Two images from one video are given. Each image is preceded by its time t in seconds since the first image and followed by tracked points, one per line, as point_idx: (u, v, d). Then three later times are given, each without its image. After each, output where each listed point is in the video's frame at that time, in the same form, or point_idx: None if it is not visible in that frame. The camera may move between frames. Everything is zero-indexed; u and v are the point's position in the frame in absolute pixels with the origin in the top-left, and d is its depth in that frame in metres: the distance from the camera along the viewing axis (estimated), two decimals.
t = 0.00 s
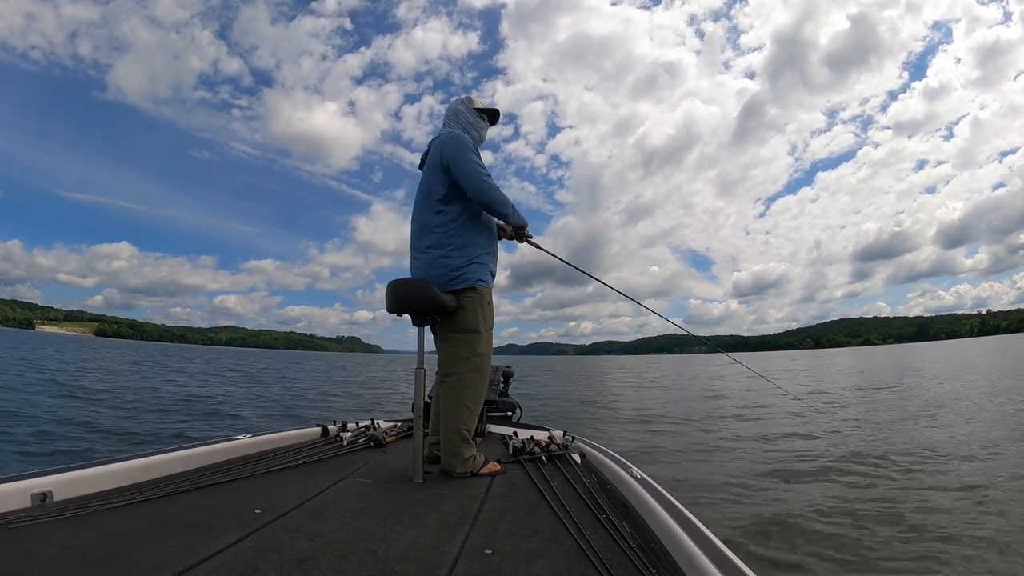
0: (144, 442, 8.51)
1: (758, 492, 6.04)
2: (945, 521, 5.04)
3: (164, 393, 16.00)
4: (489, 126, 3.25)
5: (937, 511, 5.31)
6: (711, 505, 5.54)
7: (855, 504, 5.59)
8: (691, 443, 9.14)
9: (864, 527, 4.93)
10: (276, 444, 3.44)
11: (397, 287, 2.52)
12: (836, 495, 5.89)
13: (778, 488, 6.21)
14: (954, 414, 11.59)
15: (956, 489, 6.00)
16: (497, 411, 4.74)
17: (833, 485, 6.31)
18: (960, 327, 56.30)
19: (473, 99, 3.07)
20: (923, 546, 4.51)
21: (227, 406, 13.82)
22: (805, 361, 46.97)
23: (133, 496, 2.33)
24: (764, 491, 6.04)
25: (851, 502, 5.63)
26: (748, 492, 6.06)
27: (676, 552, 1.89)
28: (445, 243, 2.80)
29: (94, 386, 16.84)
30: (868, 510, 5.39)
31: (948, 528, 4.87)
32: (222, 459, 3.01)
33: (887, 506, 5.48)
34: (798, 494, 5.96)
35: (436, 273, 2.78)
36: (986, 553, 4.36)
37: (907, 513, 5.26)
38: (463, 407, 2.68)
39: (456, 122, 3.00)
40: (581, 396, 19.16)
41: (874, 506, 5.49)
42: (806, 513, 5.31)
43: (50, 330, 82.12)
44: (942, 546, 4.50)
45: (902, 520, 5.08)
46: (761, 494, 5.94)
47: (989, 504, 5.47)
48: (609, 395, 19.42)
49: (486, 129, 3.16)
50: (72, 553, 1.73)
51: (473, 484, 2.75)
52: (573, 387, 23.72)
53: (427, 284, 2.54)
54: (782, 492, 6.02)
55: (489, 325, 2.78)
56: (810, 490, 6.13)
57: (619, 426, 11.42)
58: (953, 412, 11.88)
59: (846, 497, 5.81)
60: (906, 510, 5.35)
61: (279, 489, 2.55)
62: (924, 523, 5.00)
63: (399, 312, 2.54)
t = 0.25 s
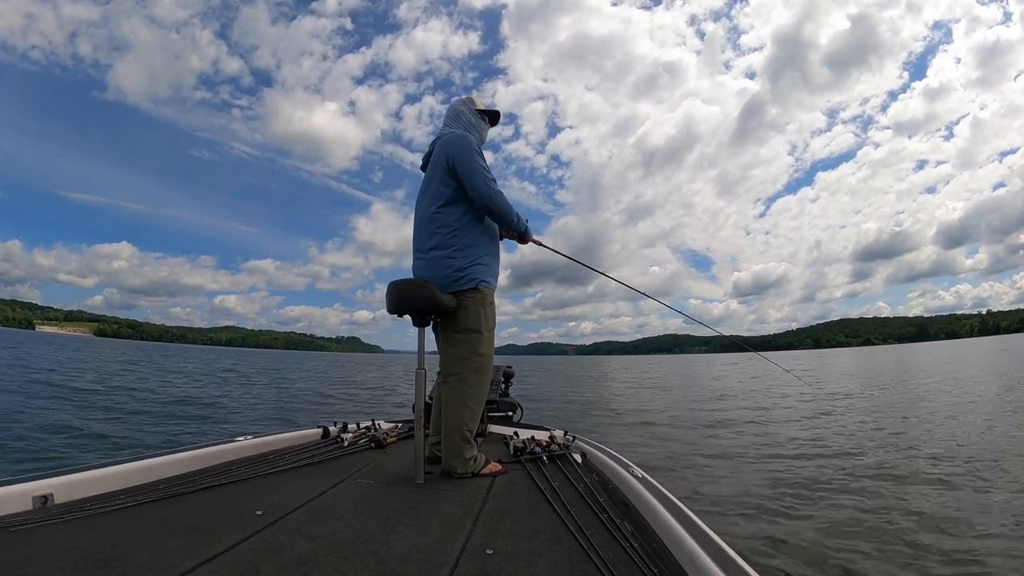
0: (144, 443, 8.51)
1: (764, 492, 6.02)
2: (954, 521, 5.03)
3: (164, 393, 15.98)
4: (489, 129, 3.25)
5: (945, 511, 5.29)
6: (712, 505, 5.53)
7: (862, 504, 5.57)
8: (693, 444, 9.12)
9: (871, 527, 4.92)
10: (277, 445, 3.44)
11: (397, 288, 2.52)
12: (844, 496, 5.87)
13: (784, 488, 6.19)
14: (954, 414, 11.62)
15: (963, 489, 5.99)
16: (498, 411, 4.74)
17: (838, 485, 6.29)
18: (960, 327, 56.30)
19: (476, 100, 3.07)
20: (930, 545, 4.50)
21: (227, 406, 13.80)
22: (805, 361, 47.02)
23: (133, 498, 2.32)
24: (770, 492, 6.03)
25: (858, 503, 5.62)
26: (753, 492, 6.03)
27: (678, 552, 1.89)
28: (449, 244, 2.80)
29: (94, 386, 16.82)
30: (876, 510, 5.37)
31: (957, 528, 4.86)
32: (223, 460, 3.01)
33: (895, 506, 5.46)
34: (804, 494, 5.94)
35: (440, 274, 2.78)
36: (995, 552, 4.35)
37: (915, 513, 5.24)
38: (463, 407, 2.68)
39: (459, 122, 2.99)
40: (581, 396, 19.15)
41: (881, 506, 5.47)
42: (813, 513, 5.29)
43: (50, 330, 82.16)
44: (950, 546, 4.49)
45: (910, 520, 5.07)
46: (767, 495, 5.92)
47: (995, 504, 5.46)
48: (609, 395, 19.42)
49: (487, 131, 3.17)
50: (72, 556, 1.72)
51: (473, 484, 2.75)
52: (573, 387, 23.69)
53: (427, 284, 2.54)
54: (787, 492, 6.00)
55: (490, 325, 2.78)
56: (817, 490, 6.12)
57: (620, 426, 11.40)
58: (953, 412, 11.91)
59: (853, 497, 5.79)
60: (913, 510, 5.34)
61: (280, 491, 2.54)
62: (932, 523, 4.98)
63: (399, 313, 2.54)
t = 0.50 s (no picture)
0: (144, 443, 8.51)
1: (769, 493, 6.01)
2: (962, 521, 5.02)
3: (163, 393, 15.96)
4: (489, 131, 3.27)
5: (952, 511, 5.29)
6: (714, 505, 5.52)
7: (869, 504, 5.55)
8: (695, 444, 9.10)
9: (877, 527, 4.91)
10: (277, 446, 3.43)
11: (397, 288, 2.52)
12: (851, 496, 5.85)
13: (790, 488, 6.17)
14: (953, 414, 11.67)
15: (967, 489, 6.00)
16: (498, 411, 4.74)
17: (844, 485, 6.28)
18: (960, 327, 56.35)
19: (477, 103, 3.08)
20: (938, 546, 4.50)
21: (227, 406, 13.79)
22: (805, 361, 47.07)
23: (133, 498, 2.32)
24: (777, 492, 6.01)
25: (864, 503, 5.60)
26: (759, 492, 6.01)
27: (678, 552, 1.88)
28: (451, 244, 2.79)
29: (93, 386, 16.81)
30: (883, 510, 5.36)
31: (965, 527, 4.86)
32: (223, 461, 3.01)
33: (902, 506, 5.45)
34: (811, 495, 5.91)
35: (443, 274, 2.77)
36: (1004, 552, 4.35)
37: (923, 513, 5.23)
38: (464, 407, 2.68)
39: (461, 124, 2.99)
40: (581, 396, 19.17)
41: (887, 507, 5.46)
42: (819, 514, 5.28)
43: (50, 330, 82.10)
44: (957, 546, 4.48)
45: (918, 520, 5.06)
46: (772, 495, 5.90)
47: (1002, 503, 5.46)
48: (609, 395, 19.43)
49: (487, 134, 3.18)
50: (73, 556, 1.72)
51: (474, 484, 2.75)
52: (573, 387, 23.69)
53: (427, 284, 2.54)
54: (793, 493, 5.98)
55: (491, 326, 2.78)
56: (823, 490, 6.10)
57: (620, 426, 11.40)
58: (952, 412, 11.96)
59: (860, 497, 5.78)
60: (921, 510, 5.33)
61: (280, 491, 2.54)
62: (940, 523, 4.97)
63: (400, 313, 2.54)
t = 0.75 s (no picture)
0: (144, 442, 8.52)
1: (770, 492, 6.04)
2: (962, 520, 5.06)
3: (163, 393, 15.97)
4: (488, 133, 3.30)
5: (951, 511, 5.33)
6: (713, 505, 5.54)
7: (870, 504, 5.59)
8: (695, 444, 9.13)
9: (876, 527, 4.93)
10: (276, 445, 3.44)
11: (396, 288, 2.53)
12: (851, 496, 5.88)
13: (790, 488, 6.21)
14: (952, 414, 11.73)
15: (967, 489, 6.03)
16: (497, 411, 4.75)
17: (845, 486, 6.32)
18: (959, 328, 56.44)
19: (477, 103, 3.10)
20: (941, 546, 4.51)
21: (226, 406, 13.80)
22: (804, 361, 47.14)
23: (132, 496, 2.33)
24: (777, 492, 6.04)
25: (865, 503, 5.63)
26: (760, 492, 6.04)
27: (676, 552, 1.90)
28: (448, 244, 2.80)
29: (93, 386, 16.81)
30: (884, 510, 5.39)
31: (965, 527, 4.89)
32: (221, 460, 3.01)
33: (902, 507, 5.49)
34: (811, 495, 5.95)
35: (442, 273, 2.77)
36: (1004, 552, 4.38)
37: (923, 513, 5.27)
38: (463, 407, 2.69)
39: (460, 124, 3.00)
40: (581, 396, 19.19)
41: (886, 507, 5.48)
42: (820, 513, 5.30)
43: (49, 330, 82.03)
44: (956, 546, 4.50)
45: (921, 520, 5.08)
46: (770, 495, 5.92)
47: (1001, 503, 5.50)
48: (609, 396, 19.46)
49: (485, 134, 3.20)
50: (71, 554, 1.73)
51: (473, 484, 2.76)
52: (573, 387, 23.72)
53: (425, 284, 2.55)
54: (791, 493, 5.99)
55: (490, 326, 2.79)
56: (824, 490, 6.13)
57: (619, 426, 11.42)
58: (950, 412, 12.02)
59: (862, 498, 5.80)
60: (920, 510, 5.38)
61: (279, 490, 2.55)
62: (942, 523, 5.00)
63: (399, 313, 2.55)
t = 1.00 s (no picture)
0: (143, 442, 8.50)
1: (772, 492, 6.05)
2: (963, 520, 5.07)
3: (163, 393, 15.97)
4: (488, 134, 3.31)
5: (953, 510, 5.34)
6: (713, 505, 5.55)
7: (871, 504, 5.60)
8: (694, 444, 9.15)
9: (875, 527, 4.94)
10: (275, 444, 3.44)
11: (396, 288, 2.53)
12: (853, 495, 5.90)
13: (792, 488, 6.22)
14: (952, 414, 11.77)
15: (968, 489, 6.05)
16: (497, 411, 4.75)
17: (846, 485, 6.33)
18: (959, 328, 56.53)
19: (478, 104, 3.11)
20: (942, 545, 4.53)
21: (226, 406, 13.79)
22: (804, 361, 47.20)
23: (131, 495, 2.33)
24: (779, 492, 6.05)
25: (866, 502, 5.65)
26: (762, 492, 6.05)
27: (675, 552, 1.90)
28: (449, 243, 2.80)
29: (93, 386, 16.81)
30: (886, 510, 5.41)
31: (966, 527, 4.91)
32: (221, 459, 3.01)
33: (904, 506, 5.50)
34: (813, 495, 5.95)
35: (442, 273, 2.77)
36: (1005, 551, 4.39)
37: (924, 513, 5.29)
38: (463, 407, 2.69)
39: (461, 124, 3.01)
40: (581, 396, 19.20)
41: (885, 507, 5.49)
42: (822, 513, 5.32)
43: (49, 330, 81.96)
44: (956, 546, 4.51)
45: (922, 520, 5.09)
46: (770, 495, 5.93)
47: (1001, 503, 5.52)
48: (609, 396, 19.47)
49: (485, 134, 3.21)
50: (70, 553, 1.73)
51: (472, 484, 2.76)
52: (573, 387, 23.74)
53: (425, 284, 2.55)
54: (791, 493, 6.01)
55: (490, 326, 2.79)
56: (826, 490, 6.14)
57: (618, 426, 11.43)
58: (949, 412, 12.06)
59: (864, 497, 5.81)
60: (922, 509, 5.39)
61: (278, 489, 2.55)
62: (943, 523, 5.01)
63: (399, 313, 2.55)
